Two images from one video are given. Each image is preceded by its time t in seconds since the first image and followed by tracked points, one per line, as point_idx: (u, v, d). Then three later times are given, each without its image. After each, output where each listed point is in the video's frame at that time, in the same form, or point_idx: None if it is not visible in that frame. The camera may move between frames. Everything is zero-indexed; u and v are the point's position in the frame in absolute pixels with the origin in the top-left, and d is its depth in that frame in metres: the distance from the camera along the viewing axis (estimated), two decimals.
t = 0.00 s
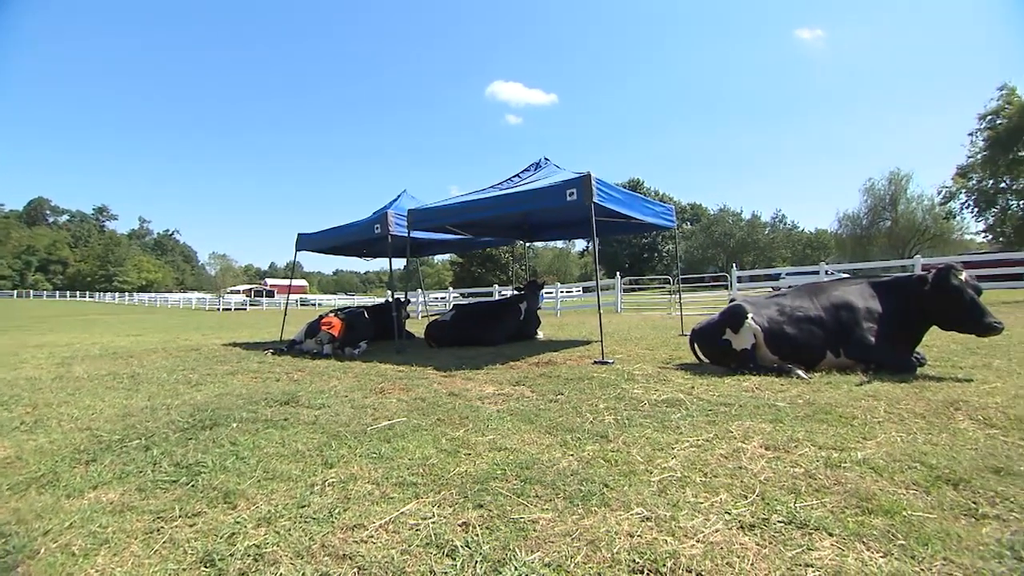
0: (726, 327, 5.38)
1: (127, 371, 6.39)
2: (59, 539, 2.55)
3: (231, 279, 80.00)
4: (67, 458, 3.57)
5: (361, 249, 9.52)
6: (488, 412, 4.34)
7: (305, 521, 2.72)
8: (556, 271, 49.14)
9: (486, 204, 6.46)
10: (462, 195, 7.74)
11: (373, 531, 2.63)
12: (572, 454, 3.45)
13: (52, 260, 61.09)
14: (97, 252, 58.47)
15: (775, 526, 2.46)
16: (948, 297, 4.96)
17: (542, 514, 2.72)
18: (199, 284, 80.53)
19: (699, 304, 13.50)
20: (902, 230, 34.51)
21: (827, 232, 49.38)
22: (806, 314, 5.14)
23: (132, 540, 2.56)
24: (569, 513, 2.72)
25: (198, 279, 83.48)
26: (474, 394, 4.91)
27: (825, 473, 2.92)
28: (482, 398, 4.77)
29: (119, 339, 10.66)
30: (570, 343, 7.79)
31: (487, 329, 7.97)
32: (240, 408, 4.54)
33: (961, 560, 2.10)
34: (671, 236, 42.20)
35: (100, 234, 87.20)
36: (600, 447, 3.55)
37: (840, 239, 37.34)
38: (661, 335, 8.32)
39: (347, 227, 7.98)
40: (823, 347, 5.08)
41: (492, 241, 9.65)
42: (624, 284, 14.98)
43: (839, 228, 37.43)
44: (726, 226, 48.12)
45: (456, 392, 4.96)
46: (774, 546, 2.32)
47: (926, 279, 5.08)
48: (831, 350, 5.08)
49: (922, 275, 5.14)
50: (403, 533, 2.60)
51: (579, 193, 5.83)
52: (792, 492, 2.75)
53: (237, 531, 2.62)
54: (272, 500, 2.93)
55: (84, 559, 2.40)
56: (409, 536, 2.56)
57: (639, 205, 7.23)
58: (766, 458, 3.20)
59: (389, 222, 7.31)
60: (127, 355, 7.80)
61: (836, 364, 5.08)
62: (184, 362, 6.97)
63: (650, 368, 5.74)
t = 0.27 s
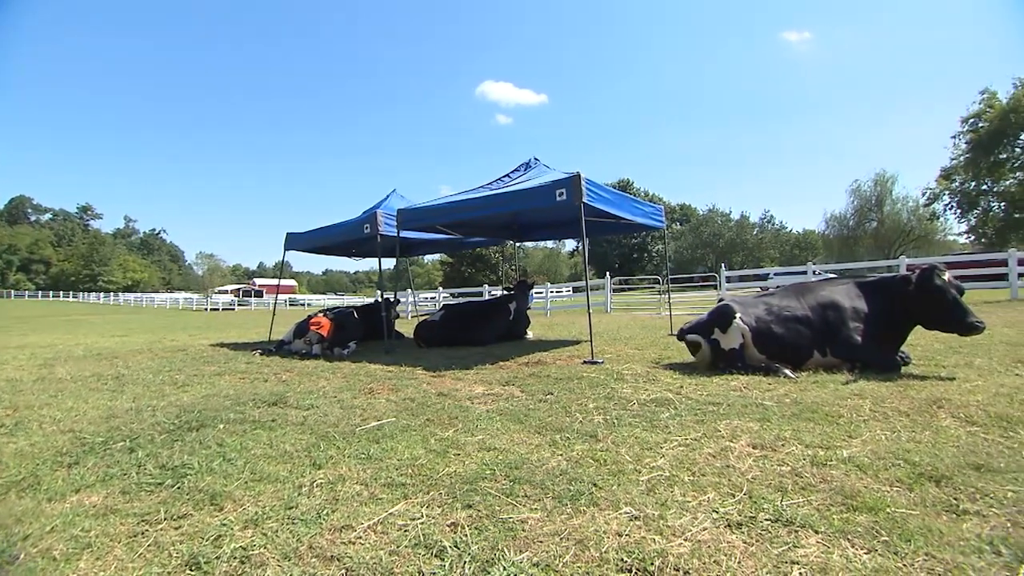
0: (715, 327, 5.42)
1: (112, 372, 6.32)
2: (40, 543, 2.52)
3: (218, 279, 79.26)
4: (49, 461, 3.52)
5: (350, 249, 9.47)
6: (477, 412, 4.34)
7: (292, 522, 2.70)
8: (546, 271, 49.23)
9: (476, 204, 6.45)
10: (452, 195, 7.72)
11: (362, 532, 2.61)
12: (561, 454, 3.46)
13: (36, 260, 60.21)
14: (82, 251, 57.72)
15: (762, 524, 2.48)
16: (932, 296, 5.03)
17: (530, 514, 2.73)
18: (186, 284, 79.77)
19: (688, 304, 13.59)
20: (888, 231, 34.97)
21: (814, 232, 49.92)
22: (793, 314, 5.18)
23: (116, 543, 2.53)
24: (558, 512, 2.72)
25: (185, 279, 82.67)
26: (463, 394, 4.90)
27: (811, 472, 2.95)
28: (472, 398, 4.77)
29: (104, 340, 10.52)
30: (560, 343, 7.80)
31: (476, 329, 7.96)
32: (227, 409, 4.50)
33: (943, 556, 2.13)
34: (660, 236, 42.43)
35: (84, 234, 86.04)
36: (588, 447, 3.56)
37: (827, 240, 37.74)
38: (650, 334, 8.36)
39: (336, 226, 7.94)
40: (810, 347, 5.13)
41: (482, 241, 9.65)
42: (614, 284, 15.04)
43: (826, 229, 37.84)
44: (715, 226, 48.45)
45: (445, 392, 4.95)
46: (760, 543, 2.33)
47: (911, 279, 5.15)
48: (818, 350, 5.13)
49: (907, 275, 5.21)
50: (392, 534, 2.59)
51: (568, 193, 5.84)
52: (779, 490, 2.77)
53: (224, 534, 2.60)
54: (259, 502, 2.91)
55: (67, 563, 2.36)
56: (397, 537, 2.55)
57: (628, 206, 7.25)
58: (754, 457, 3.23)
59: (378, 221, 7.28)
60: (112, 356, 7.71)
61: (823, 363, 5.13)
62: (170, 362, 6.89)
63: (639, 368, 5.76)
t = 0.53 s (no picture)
0: (704, 327, 5.44)
1: (97, 373, 6.24)
2: (21, 548, 2.48)
3: (206, 278, 78.52)
4: (31, 464, 3.47)
5: (340, 249, 9.43)
6: (467, 413, 4.33)
7: (280, 524, 2.68)
8: (537, 271, 49.29)
9: (466, 204, 6.44)
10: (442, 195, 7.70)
11: (350, 533, 2.60)
12: (550, 454, 3.46)
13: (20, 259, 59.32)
14: (67, 251, 56.92)
15: (749, 522, 2.50)
16: (917, 296, 5.10)
17: (519, 514, 2.73)
18: (174, 284, 78.91)
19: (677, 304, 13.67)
20: (874, 231, 35.38)
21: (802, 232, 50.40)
22: (781, 313, 5.23)
23: (99, 547, 2.50)
24: (548, 512, 2.73)
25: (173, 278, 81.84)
26: (453, 394, 4.90)
27: (798, 470, 2.98)
28: (461, 398, 4.76)
29: (89, 340, 10.39)
30: (550, 343, 7.81)
31: (466, 329, 7.95)
32: (214, 411, 4.46)
33: (925, 552, 2.15)
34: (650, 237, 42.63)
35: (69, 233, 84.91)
36: (578, 446, 3.57)
37: (815, 240, 38.11)
38: (640, 334, 8.39)
39: (325, 226, 7.89)
40: (798, 346, 5.17)
41: (472, 241, 9.64)
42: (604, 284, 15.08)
43: (814, 229, 38.21)
44: (705, 226, 48.76)
45: (435, 392, 4.94)
46: (748, 541, 2.35)
47: (896, 279, 5.21)
48: (806, 349, 5.17)
49: (892, 275, 5.27)
50: (381, 534, 2.58)
51: (558, 193, 5.85)
52: (766, 489, 2.79)
53: (210, 536, 2.57)
54: (246, 504, 2.89)
55: (49, 568, 2.33)
56: (386, 538, 2.54)
57: (618, 206, 7.28)
58: (741, 456, 3.25)
59: (368, 221, 7.25)
60: (96, 357, 7.61)
61: (810, 363, 5.18)
62: (156, 363, 6.82)
63: (629, 368, 5.78)
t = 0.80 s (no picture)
0: (693, 327, 5.47)
1: (80, 374, 6.15)
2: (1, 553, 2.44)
3: (193, 278, 77.73)
4: (11, 468, 3.41)
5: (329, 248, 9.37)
6: (456, 413, 4.33)
7: (267, 525, 2.66)
8: (527, 271, 49.30)
9: (456, 203, 6.43)
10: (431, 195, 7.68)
11: (338, 534, 2.59)
12: (539, 454, 3.47)
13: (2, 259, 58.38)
14: (51, 250, 56.10)
15: (736, 520, 2.52)
16: (901, 296, 5.17)
17: (508, 514, 2.73)
18: (161, 284, 78.06)
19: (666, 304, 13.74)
20: (860, 232, 35.79)
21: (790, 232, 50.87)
22: (769, 313, 5.27)
23: (81, 552, 2.46)
24: (536, 512, 2.73)
25: (160, 278, 80.96)
26: (442, 394, 4.89)
27: (784, 468, 3.00)
28: (451, 398, 4.76)
29: (72, 341, 10.24)
30: (540, 343, 7.82)
31: (456, 329, 7.94)
32: (201, 412, 4.41)
33: (908, 548, 2.18)
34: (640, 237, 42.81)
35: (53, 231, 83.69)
36: (567, 446, 3.58)
37: (802, 241, 38.48)
38: (629, 334, 8.42)
39: (313, 225, 7.84)
40: (785, 346, 5.22)
41: (462, 241, 9.63)
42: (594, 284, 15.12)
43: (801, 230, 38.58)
44: (694, 226, 49.06)
45: (424, 393, 4.93)
46: (735, 540, 2.37)
47: (881, 279, 5.28)
48: (793, 349, 5.22)
49: (877, 275, 5.34)
50: (369, 535, 2.57)
51: (548, 193, 5.86)
52: (753, 487, 2.81)
53: (195, 539, 2.55)
54: (233, 506, 2.86)
55: (30, 573, 2.29)
56: (374, 539, 2.53)
57: (607, 206, 7.30)
58: (729, 454, 3.27)
59: (357, 220, 7.22)
60: (80, 358, 7.50)
61: (797, 362, 5.23)
62: (141, 364, 6.74)
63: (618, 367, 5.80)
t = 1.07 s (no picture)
0: (682, 327, 5.50)
1: (64, 375, 6.07)
2: None
3: (181, 277, 76.99)
4: None
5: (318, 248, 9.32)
6: (446, 413, 4.32)
7: (254, 527, 2.64)
8: (518, 271, 49.33)
9: (446, 203, 6.42)
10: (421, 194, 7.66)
11: (326, 535, 2.58)
12: (528, 453, 3.47)
13: None
14: (35, 250, 55.31)
15: (724, 518, 2.54)
16: (887, 296, 5.24)
17: (497, 514, 2.73)
18: (148, 284, 77.24)
19: (656, 304, 13.80)
20: (847, 233, 36.16)
21: (778, 233, 51.30)
22: (757, 313, 5.32)
23: (63, 555, 2.43)
24: (525, 512, 2.73)
25: (147, 278, 80.08)
26: (432, 395, 4.88)
27: (772, 466, 3.03)
28: (440, 399, 4.75)
29: (57, 342, 10.09)
30: (530, 343, 7.83)
31: (446, 329, 7.93)
32: (188, 413, 4.37)
33: (892, 544, 2.21)
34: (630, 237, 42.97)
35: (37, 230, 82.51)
36: (556, 446, 3.58)
37: (790, 241, 38.81)
38: (619, 334, 8.45)
39: (303, 225, 7.79)
40: (773, 345, 5.27)
41: (453, 241, 9.62)
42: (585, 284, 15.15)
43: (789, 230, 38.91)
44: (684, 227, 49.33)
45: (414, 393, 4.92)
46: (722, 538, 2.39)
47: (867, 279, 5.34)
48: (781, 348, 5.27)
49: (864, 275, 5.40)
50: (357, 536, 2.56)
51: (538, 193, 5.86)
52: (741, 486, 2.84)
53: (181, 541, 2.52)
54: (220, 508, 2.84)
55: None
56: (363, 539, 2.52)
57: (597, 206, 7.31)
58: (717, 453, 3.30)
59: (346, 220, 7.19)
60: (64, 359, 7.40)
61: (785, 361, 5.28)
62: (127, 365, 6.66)
63: (608, 367, 5.82)
